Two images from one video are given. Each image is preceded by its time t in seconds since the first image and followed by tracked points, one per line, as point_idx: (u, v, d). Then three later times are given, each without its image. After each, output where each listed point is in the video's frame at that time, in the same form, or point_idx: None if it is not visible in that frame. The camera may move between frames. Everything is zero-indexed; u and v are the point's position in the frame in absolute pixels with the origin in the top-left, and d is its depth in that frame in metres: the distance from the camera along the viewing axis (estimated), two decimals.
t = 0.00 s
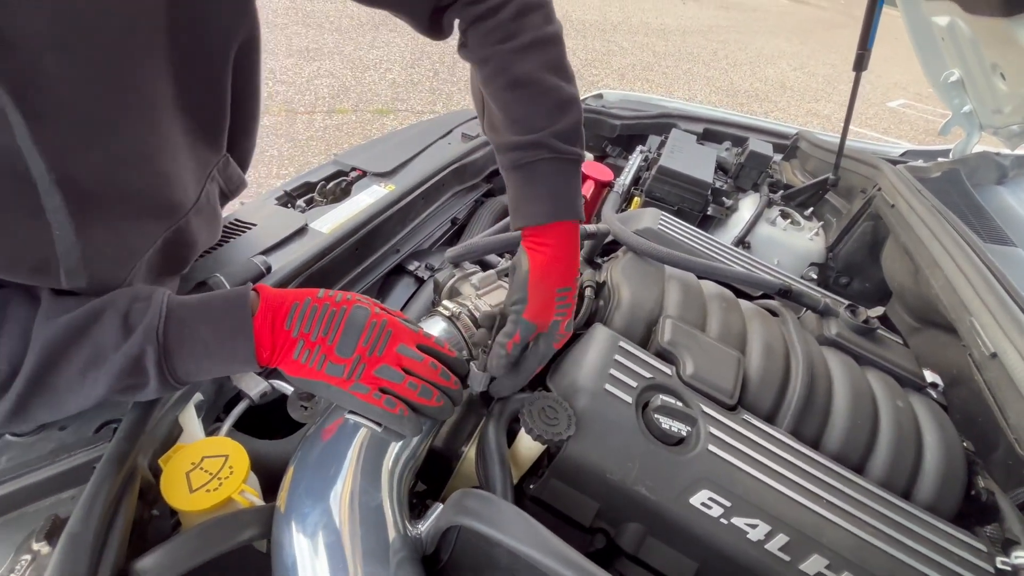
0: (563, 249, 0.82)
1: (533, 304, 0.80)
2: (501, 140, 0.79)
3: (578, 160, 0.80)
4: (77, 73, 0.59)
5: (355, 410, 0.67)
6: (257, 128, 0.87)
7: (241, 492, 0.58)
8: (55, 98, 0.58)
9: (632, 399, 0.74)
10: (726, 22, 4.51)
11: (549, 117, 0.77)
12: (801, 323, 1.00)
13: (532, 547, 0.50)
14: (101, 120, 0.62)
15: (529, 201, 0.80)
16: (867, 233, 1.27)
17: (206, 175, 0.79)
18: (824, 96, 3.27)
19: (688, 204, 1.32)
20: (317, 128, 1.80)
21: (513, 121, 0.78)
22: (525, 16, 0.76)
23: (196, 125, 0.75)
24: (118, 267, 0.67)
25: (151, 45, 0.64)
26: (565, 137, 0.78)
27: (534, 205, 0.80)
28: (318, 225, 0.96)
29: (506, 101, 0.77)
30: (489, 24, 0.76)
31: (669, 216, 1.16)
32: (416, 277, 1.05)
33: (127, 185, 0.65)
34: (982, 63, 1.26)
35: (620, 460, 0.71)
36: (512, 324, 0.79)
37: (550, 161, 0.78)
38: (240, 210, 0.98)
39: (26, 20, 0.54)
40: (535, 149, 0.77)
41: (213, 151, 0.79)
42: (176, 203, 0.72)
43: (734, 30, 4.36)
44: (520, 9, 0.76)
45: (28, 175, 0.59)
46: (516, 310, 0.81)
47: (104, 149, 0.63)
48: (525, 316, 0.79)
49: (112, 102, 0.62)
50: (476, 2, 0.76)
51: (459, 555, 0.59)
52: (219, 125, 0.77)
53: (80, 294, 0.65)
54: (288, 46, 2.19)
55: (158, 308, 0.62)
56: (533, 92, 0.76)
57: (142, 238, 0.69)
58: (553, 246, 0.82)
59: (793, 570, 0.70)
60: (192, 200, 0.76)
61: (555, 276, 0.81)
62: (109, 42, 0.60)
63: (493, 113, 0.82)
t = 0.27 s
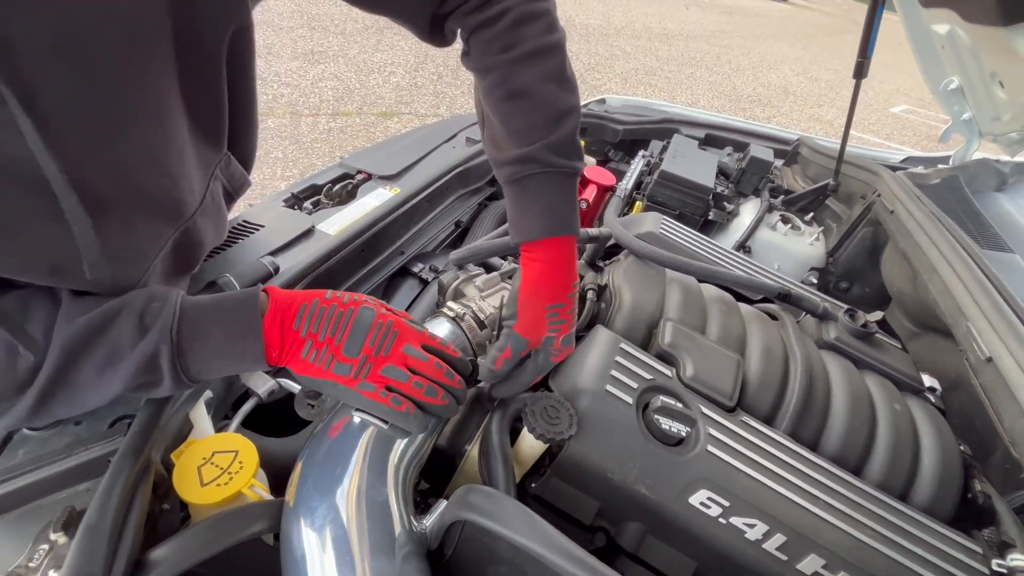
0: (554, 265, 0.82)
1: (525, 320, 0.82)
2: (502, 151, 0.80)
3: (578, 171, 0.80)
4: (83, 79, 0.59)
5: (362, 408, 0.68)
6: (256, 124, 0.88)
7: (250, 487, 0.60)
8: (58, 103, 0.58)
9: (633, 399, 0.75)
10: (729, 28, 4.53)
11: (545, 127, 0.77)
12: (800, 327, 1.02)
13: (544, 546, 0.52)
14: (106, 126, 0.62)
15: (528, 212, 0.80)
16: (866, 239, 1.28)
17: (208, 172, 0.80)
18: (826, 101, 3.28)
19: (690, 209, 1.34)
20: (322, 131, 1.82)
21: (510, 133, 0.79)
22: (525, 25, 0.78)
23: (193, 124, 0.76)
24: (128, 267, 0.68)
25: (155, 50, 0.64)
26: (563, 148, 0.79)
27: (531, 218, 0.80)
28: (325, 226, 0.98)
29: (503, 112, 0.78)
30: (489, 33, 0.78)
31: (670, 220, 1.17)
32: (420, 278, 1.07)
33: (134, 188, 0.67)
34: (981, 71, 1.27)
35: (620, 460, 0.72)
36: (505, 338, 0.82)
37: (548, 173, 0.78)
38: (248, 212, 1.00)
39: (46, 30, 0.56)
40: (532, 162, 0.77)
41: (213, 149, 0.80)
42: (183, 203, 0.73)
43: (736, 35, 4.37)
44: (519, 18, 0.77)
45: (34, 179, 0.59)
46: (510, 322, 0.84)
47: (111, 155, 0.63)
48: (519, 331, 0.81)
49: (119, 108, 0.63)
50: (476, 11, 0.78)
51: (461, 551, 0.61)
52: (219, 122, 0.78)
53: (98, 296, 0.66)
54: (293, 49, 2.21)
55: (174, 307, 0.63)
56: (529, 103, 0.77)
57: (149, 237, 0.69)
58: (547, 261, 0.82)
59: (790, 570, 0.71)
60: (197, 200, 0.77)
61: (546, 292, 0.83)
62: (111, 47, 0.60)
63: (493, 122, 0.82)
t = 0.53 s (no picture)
0: (587, 260, 0.84)
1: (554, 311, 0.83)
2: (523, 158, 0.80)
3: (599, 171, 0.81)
4: (86, 78, 0.60)
5: (364, 406, 0.69)
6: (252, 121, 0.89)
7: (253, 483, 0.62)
8: (59, 102, 0.58)
9: (634, 400, 0.76)
10: (730, 32, 4.55)
11: (568, 134, 0.78)
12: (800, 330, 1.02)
13: (548, 546, 0.53)
14: (107, 124, 0.62)
15: (555, 217, 0.82)
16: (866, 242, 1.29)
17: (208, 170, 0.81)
18: (826, 106, 3.29)
19: (691, 212, 1.34)
20: (323, 131, 1.83)
21: (533, 140, 0.79)
22: (540, 32, 0.77)
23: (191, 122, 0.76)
24: (134, 265, 0.68)
25: (156, 49, 0.65)
26: (584, 152, 0.79)
27: (554, 223, 0.82)
28: (327, 226, 0.98)
29: (524, 119, 0.79)
30: (501, 43, 0.77)
31: (671, 223, 1.18)
32: (422, 279, 1.07)
33: (137, 187, 0.67)
34: (980, 77, 1.28)
35: (621, 460, 0.72)
36: (529, 324, 0.82)
37: (572, 178, 0.79)
38: (251, 211, 1.00)
39: (53, 30, 0.56)
40: (556, 168, 0.78)
41: (212, 146, 0.81)
42: (182, 200, 0.74)
43: (737, 39, 4.39)
44: (534, 25, 0.77)
45: (37, 177, 0.59)
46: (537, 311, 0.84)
47: (112, 153, 0.64)
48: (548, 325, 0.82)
49: (120, 106, 0.63)
50: (489, 20, 0.77)
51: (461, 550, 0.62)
52: (215, 119, 0.79)
53: (103, 293, 0.66)
54: (296, 50, 2.22)
55: (179, 306, 0.64)
56: (551, 111, 0.78)
57: (152, 235, 0.70)
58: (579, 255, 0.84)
59: (790, 571, 0.71)
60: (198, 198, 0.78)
61: (579, 285, 0.84)
62: (112, 46, 0.61)
63: (511, 129, 0.82)
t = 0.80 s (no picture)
0: (575, 257, 0.86)
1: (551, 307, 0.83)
2: (509, 156, 0.83)
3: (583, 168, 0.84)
4: (88, 75, 0.60)
5: (363, 406, 0.69)
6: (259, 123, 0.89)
7: (253, 482, 0.62)
8: (61, 100, 0.59)
9: (632, 402, 0.76)
10: (730, 36, 4.56)
11: (551, 133, 0.81)
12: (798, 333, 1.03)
13: (546, 546, 0.53)
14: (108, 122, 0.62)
15: (540, 214, 0.84)
16: (865, 247, 1.29)
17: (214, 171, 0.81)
18: (827, 110, 3.30)
19: (690, 214, 1.35)
20: (324, 132, 1.83)
21: (518, 139, 0.82)
22: (527, 36, 0.81)
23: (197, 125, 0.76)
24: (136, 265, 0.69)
25: (158, 48, 0.65)
26: (569, 150, 0.82)
27: (541, 219, 0.84)
28: (328, 226, 0.99)
29: (510, 119, 0.82)
30: (490, 45, 0.81)
31: (670, 226, 1.18)
32: (421, 280, 1.07)
33: (138, 185, 0.67)
34: (979, 83, 1.28)
35: (618, 462, 0.73)
36: (528, 330, 0.82)
37: (558, 175, 0.82)
38: (252, 211, 1.01)
39: (55, 30, 0.56)
40: (541, 165, 0.81)
41: (217, 148, 0.81)
42: (187, 200, 0.74)
43: (738, 43, 4.40)
44: (521, 29, 0.80)
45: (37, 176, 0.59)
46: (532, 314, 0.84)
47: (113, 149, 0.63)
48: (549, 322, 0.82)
49: (121, 105, 0.63)
50: (478, 25, 0.80)
51: (459, 549, 0.62)
52: (223, 122, 0.79)
53: (103, 292, 0.67)
54: (297, 50, 2.23)
55: (180, 306, 0.64)
56: (536, 110, 0.81)
57: (155, 235, 0.70)
58: (568, 252, 0.86)
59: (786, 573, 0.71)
60: (202, 198, 0.78)
61: (569, 281, 0.85)
62: (115, 45, 0.61)
63: (494, 128, 0.86)
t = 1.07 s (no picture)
0: (553, 245, 0.86)
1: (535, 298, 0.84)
2: (483, 151, 0.84)
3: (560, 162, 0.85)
4: (92, 74, 0.60)
5: (362, 405, 0.69)
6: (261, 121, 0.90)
7: (251, 480, 0.62)
8: (68, 98, 0.59)
9: (630, 403, 0.76)
10: (731, 39, 4.57)
11: (526, 125, 0.82)
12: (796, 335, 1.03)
13: (545, 546, 0.53)
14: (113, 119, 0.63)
15: (519, 206, 0.84)
16: (863, 250, 1.29)
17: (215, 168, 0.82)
18: (826, 113, 3.31)
19: (689, 216, 1.35)
20: (325, 132, 1.83)
21: (493, 134, 0.83)
22: (502, 35, 0.83)
23: (202, 123, 0.77)
24: (136, 260, 0.69)
25: (164, 47, 0.66)
26: (544, 143, 0.83)
27: (520, 212, 0.84)
28: (328, 226, 0.99)
29: (484, 114, 0.83)
30: (464, 44, 0.82)
31: (669, 228, 1.18)
32: (421, 280, 1.08)
33: (138, 181, 0.67)
34: (977, 87, 1.29)
35: (616, 462, 0.73)
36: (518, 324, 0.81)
37: (534, 168, 0.82)
38: (252, 210, 1.01)
39: (59, 28, 0.57)
40: (516, 159, 0.81)
41: (219, 146, 0.82)
42: (185, 196, 0.75)
43: (738, 46, 4.41)
44: (497, 27, 0.83)
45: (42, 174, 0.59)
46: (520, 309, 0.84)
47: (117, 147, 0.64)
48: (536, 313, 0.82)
49: (125, 102, 0.64)
50: (455, 23, 0.82)
51: (457, 549, 0.62)
52: (226, 121, 0.80)
53: (104, 288, 0.67)
54: (298, 50, 2.23)
55: (180, 304, 0.64)
56: (510, 105, 0.82)
57: (153, 230, 0.71)
58: (545, 240, 0.86)
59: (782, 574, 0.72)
60: (201, 194, 0.78)
61: (550, 270, 0.85)
62: (121, 45, 0.62)
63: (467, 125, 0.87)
